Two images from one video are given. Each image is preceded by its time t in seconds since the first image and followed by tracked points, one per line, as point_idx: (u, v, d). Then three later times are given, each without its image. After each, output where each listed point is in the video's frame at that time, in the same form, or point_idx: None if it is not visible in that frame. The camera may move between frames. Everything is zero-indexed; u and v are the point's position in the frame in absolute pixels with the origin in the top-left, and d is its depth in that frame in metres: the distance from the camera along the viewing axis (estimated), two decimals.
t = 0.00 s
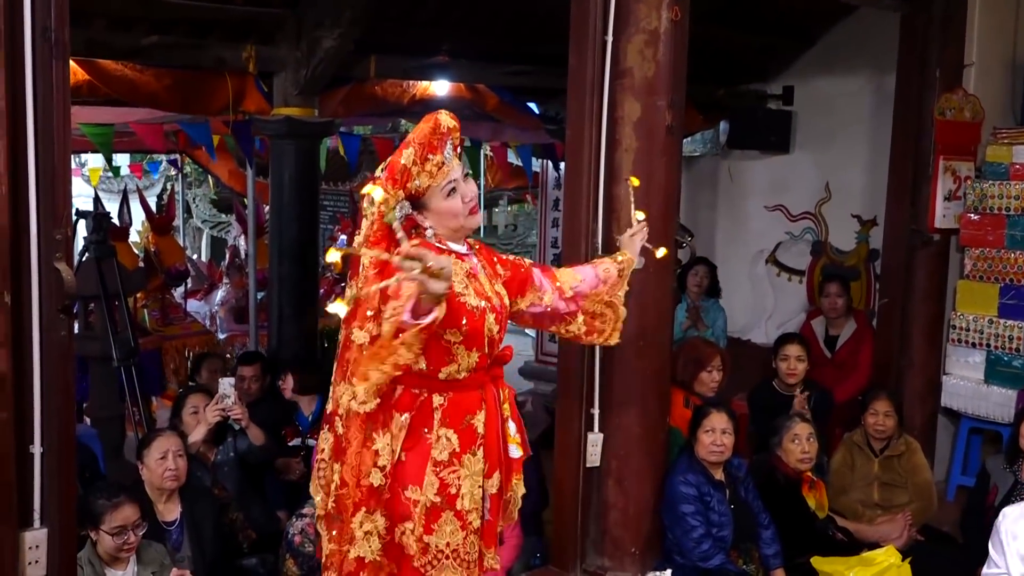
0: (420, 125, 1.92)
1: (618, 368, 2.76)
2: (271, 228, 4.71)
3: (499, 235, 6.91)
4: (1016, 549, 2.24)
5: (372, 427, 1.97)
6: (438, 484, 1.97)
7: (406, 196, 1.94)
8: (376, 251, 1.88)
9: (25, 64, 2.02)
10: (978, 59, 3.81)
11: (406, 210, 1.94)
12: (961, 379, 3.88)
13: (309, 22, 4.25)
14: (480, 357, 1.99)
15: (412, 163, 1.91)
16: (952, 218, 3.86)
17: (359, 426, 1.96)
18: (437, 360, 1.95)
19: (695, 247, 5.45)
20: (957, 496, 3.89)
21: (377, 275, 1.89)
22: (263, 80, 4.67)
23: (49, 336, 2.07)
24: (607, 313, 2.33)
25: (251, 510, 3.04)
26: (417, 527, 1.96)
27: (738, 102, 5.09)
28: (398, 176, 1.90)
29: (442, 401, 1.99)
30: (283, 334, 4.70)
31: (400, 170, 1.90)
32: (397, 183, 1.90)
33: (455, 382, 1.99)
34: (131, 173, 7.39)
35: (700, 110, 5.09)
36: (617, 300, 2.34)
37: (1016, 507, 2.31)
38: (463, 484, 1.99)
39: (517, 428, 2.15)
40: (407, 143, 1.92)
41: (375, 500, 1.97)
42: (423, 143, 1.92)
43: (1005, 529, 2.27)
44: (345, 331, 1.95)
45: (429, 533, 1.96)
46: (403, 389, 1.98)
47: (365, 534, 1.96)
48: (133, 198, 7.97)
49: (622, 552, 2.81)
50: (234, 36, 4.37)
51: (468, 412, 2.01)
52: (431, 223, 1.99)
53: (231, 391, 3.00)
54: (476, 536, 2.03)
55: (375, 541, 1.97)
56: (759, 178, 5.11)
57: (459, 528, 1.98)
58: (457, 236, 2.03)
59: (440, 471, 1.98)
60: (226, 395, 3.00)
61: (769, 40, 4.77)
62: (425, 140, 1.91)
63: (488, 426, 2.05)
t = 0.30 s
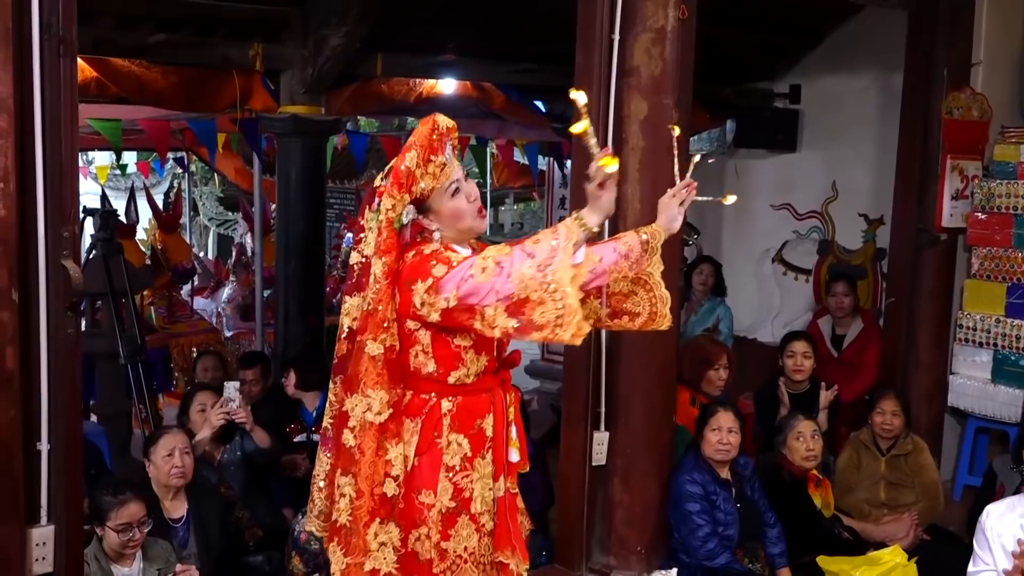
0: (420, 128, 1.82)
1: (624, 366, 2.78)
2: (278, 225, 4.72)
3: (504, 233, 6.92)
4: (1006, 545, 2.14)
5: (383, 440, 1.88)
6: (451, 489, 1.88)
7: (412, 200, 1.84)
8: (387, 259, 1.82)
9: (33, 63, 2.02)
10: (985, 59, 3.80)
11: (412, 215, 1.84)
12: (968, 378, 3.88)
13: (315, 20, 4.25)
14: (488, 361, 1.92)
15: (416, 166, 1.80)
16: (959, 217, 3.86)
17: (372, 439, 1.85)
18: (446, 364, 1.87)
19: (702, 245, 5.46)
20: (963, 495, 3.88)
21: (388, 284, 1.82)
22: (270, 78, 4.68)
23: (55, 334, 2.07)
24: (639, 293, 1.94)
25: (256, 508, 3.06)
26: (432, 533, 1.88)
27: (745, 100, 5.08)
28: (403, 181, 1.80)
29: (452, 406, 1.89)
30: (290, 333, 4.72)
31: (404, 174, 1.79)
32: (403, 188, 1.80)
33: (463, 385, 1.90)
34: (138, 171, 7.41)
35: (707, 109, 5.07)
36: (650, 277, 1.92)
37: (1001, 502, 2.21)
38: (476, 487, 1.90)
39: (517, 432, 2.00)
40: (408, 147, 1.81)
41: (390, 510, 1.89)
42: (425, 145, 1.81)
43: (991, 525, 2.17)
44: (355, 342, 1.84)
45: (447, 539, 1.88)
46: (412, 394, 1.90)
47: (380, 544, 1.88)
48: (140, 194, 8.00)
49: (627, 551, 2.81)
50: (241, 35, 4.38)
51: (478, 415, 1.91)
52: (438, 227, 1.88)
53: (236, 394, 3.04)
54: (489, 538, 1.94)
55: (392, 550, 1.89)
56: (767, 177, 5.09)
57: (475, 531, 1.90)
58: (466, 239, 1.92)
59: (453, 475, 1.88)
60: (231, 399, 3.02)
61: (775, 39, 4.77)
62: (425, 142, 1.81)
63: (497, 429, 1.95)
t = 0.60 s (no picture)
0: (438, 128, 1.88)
1: (625, 365, 2.77)
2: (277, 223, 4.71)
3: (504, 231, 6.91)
4: (1005, 551, 1.63)
5: (409, 442, 1.96)
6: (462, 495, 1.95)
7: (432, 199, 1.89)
8: (410, 260, 1.87)
9: (34, 62, 2.02)
10: (987, 56, 3.80)
11: (434, 215, 1.89)
12: (968, 377, 3.87)
13: (317, 19, 4.25)
14: (503, 365, 1.97)
15: (437, 165, 1.86)
16: (960, 216, 3.86)
17: (398, 442, 1.94)
18: (460, 365, 1.93)
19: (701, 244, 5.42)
20: (964, 494, 3.88)
21: (411, 286, 1.88)
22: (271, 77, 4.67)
23: (55, 333, 2.07)
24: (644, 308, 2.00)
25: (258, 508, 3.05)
26: (445, 536, 1.95)
27: (747, 100, 5.00)
28: (423, 179, 1.86)
29: (463, 411, 1.95)
30: (291, 331, 4.70)
31: (425, 173, 1.85)
32: (425, 188, 1.86)
33: (476, 392, 1.96)
34: (139, 170, 7.41)
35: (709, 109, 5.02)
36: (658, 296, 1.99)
37: (1002, 497, 1.69)
38: (485, 495, 1.96)
39: (540, 438, 2.08)
40: (428, 145, 1.87)
41: (417, 513, 1.97)
42: (444, 145, 1.87)
43: (988, 524, 1.66)
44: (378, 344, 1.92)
45: (456, 544, 1.95)
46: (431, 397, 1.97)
47: (418, 549, 1.96)
48: (141, 193, 8.00)
49: (628, 550, 2.81)
50: (242, 33, 4.38)
51: (488, 421, 1.97)
52: (458, 227, 1.95)
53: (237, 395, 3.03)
54: (502, 545, 1.99)
55: (427, 554, 1.96)
56: (767, 176, 5.08)
57: (486, 538, 1.96)
58: (483, 239, 1.98)
59: (464, 482, 1.95)
60: (231, 400, 3.01)
61: (777, 38, 4.77)
62: (446, 140, 1.87)
63: (510, 435, 2.00)
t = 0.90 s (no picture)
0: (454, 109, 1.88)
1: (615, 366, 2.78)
2: (268, 224, 4.71)
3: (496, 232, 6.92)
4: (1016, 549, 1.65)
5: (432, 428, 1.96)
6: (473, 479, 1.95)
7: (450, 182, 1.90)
8: (428, 244, 1.89)
9: (23, 63, 2.02)
10: (976, 57, 3.81)
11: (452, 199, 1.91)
12: (959, 376, 3.89)
13: (306, 19, 4.24)
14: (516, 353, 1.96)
15: (453, 147, 1.87)
16: (950, 215, 3.87)
17: (422, 429, 1.94)
18: (474, 351, 1.94)
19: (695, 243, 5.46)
20: (954, 492, 3.90)
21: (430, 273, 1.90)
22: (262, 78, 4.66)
23: (44, 334, 2.07)
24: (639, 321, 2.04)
25: (249, 510, 3.05)
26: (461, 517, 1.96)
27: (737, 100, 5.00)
28: (441, 162, 1.86)
29: (478, 394, 1.96)
30: (282, 332, 4.69)
31: (443, 155, 1.86)
32: (442, 170, 1.86)
33: (491, 376, 1.96)
34: (129, 172, 7.40)
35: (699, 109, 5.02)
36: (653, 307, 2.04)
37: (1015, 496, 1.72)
38: (497, 479, 1.95)
39: (545, 427, 2.10)
40: (445, 128, 1.87)
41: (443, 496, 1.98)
42: (461, 127, 1.88)
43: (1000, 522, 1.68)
44: (400, 332, 1.92)
45: (465, 525, 1.96)
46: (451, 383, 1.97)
47: (448, 531, 1.97)
48: (130, 194, 7.98)
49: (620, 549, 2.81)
50: (232, 34, 4.37)
51: (502, 405, 1.96)
52: (477, 211, 1.96)
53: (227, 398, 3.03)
54: (519, 532, 1.96)
55: (457, 536, 1.97)
56: (759, 174, 5.10)
57: (495, 523, 1.94)
58: (502, 223, 1.99)
59: (475, 466, 1.95)
60: (222, 402, 3.02)
61: (767, 37, 4.77)
62: (463, 123, 1.87)
63: (522, 421, 2.00)
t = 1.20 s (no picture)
0: (479, 131, 1.77)
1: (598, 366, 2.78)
2: (251, 225, 4.69)
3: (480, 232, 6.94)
4: None
5: (442, 454, 1.82)
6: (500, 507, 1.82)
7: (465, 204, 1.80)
8: (440, 265, 1.77)
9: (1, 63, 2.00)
10: (957, 57, 3.84)
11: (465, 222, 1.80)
12: (941, 375, 3.91)
13: (289, 19, 4.22)
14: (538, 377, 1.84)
15: (474, 168, 1.77)
16: (932, 215, 3.89)
17: (431, 453, 1.82)
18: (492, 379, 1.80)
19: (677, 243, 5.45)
20: (936, 491, 3.92)
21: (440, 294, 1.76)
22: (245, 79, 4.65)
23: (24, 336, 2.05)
24: (631, 369, 2.01)
25: (232, 512, 3.04)
26: (479, 551, 1.82)
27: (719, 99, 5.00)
28: (461, 182, 1.76)
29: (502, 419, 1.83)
30: (265, 332, 4.69)
31: (463, 176, 1.76)
32: (460, 192, 1.76)
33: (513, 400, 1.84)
34: (111, 173, 7.38)
35: (682, 110, 5.03)
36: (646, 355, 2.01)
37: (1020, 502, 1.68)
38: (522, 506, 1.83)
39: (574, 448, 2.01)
40: (469, 148, 1.77)
41: (453, 525, 1.83)
42: (484, 149, 1.78)
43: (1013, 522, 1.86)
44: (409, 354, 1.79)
45: (491, 559, 1.82)
46: (465, 407, 1.84)
47: (457, 562, 1.83)
48: (112, 195, 7.94)
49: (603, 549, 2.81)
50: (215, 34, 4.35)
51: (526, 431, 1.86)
52: (489, 236, 1.85)
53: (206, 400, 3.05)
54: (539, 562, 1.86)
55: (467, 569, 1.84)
56: (742, 175, 5.11)
57: (521, 553, 1.83)
58: (511, 251, 1.89)
59: (501, 493, 1.82)
60: (200, 406, 3.02)
61: (751, 37, 4.78)
62: (487, 145, 1.77)
63: (548, 447, 1.91)
